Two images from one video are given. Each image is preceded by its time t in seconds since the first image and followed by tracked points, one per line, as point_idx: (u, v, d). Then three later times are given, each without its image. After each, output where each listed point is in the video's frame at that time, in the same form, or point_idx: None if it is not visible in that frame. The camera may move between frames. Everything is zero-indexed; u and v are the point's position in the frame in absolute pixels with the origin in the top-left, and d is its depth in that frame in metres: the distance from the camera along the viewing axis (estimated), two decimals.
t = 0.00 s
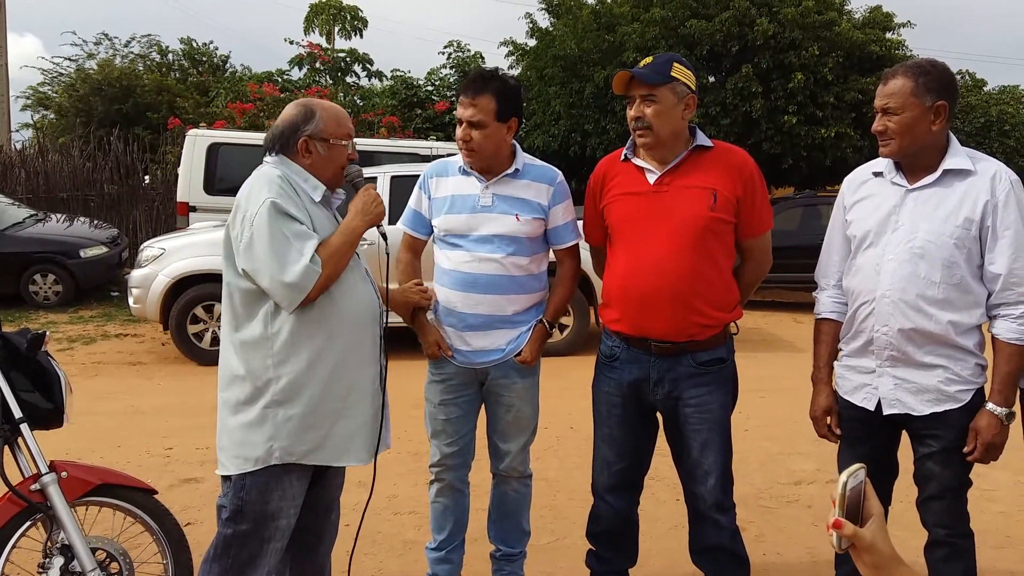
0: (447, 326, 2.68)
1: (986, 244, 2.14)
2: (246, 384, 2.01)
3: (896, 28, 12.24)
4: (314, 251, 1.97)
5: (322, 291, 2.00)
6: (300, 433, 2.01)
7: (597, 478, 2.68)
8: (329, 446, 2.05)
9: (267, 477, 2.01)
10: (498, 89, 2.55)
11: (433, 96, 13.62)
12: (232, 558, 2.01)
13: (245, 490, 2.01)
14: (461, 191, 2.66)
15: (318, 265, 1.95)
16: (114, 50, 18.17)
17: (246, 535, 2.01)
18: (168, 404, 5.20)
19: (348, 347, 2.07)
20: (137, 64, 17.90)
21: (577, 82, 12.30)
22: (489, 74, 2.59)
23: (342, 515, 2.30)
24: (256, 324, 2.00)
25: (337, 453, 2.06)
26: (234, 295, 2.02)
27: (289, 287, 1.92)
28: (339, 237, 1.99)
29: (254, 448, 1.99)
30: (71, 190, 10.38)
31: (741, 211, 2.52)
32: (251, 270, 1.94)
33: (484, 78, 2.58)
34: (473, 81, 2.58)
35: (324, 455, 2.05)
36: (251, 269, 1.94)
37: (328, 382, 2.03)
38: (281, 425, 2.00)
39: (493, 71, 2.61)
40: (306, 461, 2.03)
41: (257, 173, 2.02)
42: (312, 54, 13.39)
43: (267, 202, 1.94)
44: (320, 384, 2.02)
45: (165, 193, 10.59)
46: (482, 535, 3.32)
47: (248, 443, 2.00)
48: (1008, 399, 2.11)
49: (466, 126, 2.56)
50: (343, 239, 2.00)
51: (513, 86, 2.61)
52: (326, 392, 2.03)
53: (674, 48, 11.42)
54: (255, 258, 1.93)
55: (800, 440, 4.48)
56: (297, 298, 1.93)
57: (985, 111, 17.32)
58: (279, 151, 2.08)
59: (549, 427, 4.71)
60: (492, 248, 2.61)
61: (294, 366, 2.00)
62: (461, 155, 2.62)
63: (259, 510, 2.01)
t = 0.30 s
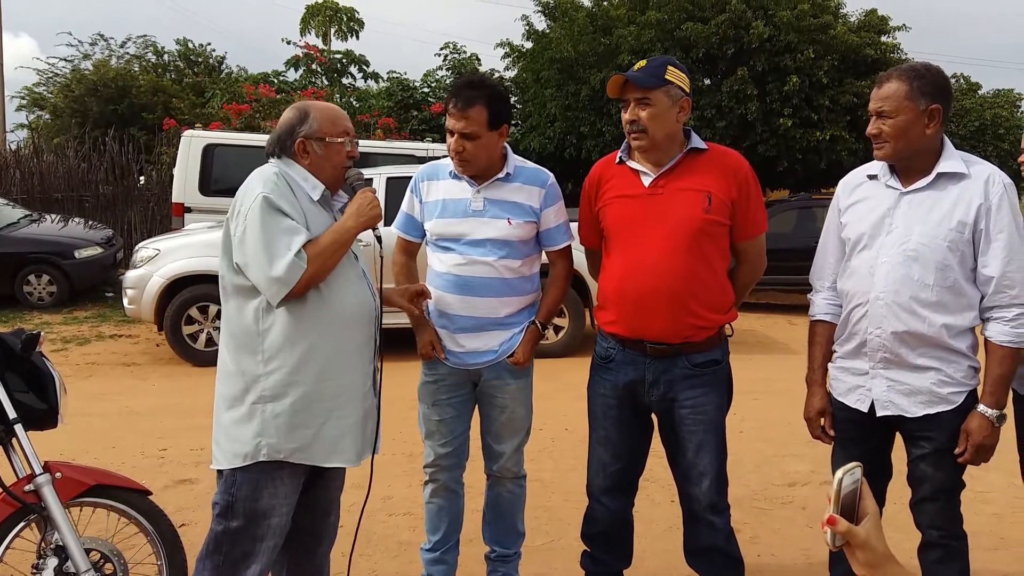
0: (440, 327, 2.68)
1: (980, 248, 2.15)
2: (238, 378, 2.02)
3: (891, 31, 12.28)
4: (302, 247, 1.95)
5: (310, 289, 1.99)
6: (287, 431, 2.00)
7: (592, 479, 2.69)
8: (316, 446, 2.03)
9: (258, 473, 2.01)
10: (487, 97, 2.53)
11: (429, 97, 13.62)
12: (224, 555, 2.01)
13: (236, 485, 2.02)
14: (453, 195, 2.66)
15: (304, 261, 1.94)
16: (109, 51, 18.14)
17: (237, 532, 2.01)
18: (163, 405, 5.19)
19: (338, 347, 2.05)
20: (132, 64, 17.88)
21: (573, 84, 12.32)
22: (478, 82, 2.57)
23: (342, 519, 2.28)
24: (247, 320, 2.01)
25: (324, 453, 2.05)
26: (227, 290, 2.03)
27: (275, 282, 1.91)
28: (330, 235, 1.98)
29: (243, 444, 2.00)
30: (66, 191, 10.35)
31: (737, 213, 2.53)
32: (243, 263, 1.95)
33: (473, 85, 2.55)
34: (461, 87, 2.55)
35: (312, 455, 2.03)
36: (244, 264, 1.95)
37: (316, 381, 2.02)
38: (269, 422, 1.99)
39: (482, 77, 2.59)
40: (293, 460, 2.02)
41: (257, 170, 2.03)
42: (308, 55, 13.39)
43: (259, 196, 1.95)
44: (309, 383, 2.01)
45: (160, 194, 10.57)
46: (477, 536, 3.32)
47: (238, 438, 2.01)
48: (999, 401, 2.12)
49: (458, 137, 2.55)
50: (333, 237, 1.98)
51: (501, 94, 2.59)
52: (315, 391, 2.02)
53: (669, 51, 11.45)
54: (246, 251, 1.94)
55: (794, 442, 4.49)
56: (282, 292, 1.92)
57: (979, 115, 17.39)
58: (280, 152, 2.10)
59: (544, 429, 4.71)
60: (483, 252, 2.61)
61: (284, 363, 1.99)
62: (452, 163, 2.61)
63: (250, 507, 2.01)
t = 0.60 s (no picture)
0: (437, 327, 2.68)
1: (980, 246, 2.15)
2: (228, 377, 2.03)
3: (891, 30, 12.27)
4: (277, 248, 1.94)
5: (291, 288, 1.98)
6: (275, 429, 1.99)
7: (592, 478, 2.69)
8: (305, 445, 2.02)
9: (252, 471, 2.01)
10: (497, 84, 2.60)
11: (429, 97, 13.64)
12: (220, 553, 2.01)
13: (231, 483, 2.02)
14: (449, 193, 2.67)
15: (278, 262, 1.92)
16: (110, 51, 18.17)
17: (233, 530, 2.01)
18: (164, 404, 5.19)
19: (325, 344, 2.04)
20: (133, 64, 17.90)
21: (574, 84, 12.33)
22: (489, 71, 2.64)
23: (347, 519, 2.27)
24: (234, 320, 2.02)
25: (313, 452, 2.03)
26: (215, 291, 2.05)
27: (253, 282, 1.91)
28: (308, 238, 1.96)
29: (234, 442, 2.01)
30: (67, 191, 10.36)
31: (736, 213, 2.54)
32: (225, 264, 1.97)
33: (484, 73, 2.61)
34: (473, 75, 2.61)
35: (301, 454, 2.02)
36: (226, 264, 1.97)
37: (303, 379, 2.01)
38: (257, 420, 1.99)
39: (493, 71, 2.64)
40: (281, 458, 2.01)
41: (251, 170, 2.06)
42: (309, 55, 13.40)
43: (240, 197, 1.96)
44: (296, 381, 2.00)
45: (161, 193, 10.58)
46: (477, 535, 3.32)
47: (228, 436, 2.01)
48: (1000, 400, 2.12)
49: (463, 110, 2.57)
50: (312, 237, 1.96)
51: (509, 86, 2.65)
52: (302, 389, 2.01)
53: (670, 50, 11.44)
54: (227, 251, 1.96)
55: (795, 440, 4.49)
56: (257, 292, 1.92)
57: (980, 114, 17.38)
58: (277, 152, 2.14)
59: (545, 428, 4.71)
60: (480, 250, 2.62)
61: (270, 361, 1.99)
62: (452, 145, 2.61)
63: (245, 505, 2.01)
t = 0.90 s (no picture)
0: (433, 324, 2.68)
1: (973, 243, 2.16)
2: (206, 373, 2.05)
3: (886, 28, 12.28)
4: (242, 242, 1.93)
5: (259, 282, 1.97)
6: (249, 424, 1.98)
7: (588, 475, 2.69)
8: (276, 441, 1.99)
9: (235, 467, 2.01)
10: (489, 80, 2.59)
11: (424, 93, 13.62)
12: (209, 550, 2.00)
13: (216, 478, 2.02)
14: (444, 189, 2.67)
15: (240, 256, 1.91)
16: (103, 47, 18.09)
17: (221, 527, 2.00)
18: (159, 401, 5.18)
19: (297, 339, 2.02)
20: (126, 60, 17.83)
21: (569, 81, 12.33)
22: (479, 67, 2.63)
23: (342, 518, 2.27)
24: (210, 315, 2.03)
25: (285, 448, 2.00)
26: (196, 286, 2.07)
27: (218, 276, 1.91)
28: (275, 233, 1.94)
29: (212, 437, 2.01)
30: (61, 187, 10.32)
31: (730, 210, 2.54)
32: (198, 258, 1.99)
33: (475, 71, 2.60)
34: (463, 73, 2.59)
35: (272, 450, 1.99)
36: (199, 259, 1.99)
37: (275, 375, 1.99)
38: (230, 415, 1.99)
39: (483, 68, 2.63)
40: (253, 455, 1.99)
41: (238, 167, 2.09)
42: (303, 51, 13.35)
43: (215, 192, 1.98)
44: (267, 376, 1.99)
45: (155, 190, 10.54)
46: (473, 532, 3.32)
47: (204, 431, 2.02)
48: (994, 386, 2.13)
49: (457, 114, 2.56)
50: (277, 231, 1.94)
51: (502, 83, 2.65)
52: (273, 384, 1.99)
53: (665, 47, 11.44)
54: (200, 245, 1.98)
55: (790, 438, 4.50)
56: (220, 286, 1.92)
57: (974, 112, 17.42)
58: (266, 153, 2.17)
59: (540, 425, 4.72)
60: (474, 246, 2.61)
61: (242, 355, 1.99)
62: (450, 147, 2.61)
63: (231, 503, 2.00)
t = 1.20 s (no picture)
0: (440, 321, 2.70)
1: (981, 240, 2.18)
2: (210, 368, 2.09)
3: (894, 24, 12.23)
4: (229, 238, 1.97)
5: (247, 277, 1.99)
6: (242, 419, 2.00)
7: (594, 472, 2.70)
8: (268, 436, 1.99)
9: (236, 462, 2.02)
10: (495, 78, 2.59)
11: (431, 91, 13.65)
12: (213, 546, 2.03)
13: (219, 474, 2.04)
14: (451, 187, 2.68)
15: (224, 251, 1.95)
16: (111, 46, 18.18)
17: (224, 524, 2.02)
18: (168, 398, 5.22)
19: (286, 335, 2.02)
20: (135, 59, 17.92)
21: (575, 78, 12.33)
22: (485, 66, 2.63)
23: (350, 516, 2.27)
24: (212, 311, 2.09)
25: (276, 442, 2.00)
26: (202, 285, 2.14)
27: (202, 271, 1.95)
28: (259, 231, 1.96)
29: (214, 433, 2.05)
30: (70, 185, 10.38)
31: (735, 207, 2.55)
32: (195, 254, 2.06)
33: (481, 69, 2.60)
34: (469, 71, 2.59)
35: (265, 445, 1.99)
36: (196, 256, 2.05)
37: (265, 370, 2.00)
38: (228, 409, 2.02)
39: (488, 65, 2.63)
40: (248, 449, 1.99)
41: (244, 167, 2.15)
42: (311, 49, 13.40)
43: (211, 190, 2.04)
44: (258, 372, 2.00)
45: (164, 188, 10.61)
46: (480, 528, 3.34)
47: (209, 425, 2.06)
48: (1012, 357, 2.12)
49: (465, 113, 2.57)
50: (263, 228, 1.96)
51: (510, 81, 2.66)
52: (265, 378, 2.00)
53: (671, 45, 11.41)
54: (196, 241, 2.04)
55: (796, 434, 4.50)
56: (205, 281, 1.96)
57: (982, 108, 17.33)
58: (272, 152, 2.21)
59: (547, 422, 4.73)
60: (481, 244, 2.63)
61: (238, 350, 2.02)
62: (457, 147, 2.63)
63: (232, 498, 2.02)
